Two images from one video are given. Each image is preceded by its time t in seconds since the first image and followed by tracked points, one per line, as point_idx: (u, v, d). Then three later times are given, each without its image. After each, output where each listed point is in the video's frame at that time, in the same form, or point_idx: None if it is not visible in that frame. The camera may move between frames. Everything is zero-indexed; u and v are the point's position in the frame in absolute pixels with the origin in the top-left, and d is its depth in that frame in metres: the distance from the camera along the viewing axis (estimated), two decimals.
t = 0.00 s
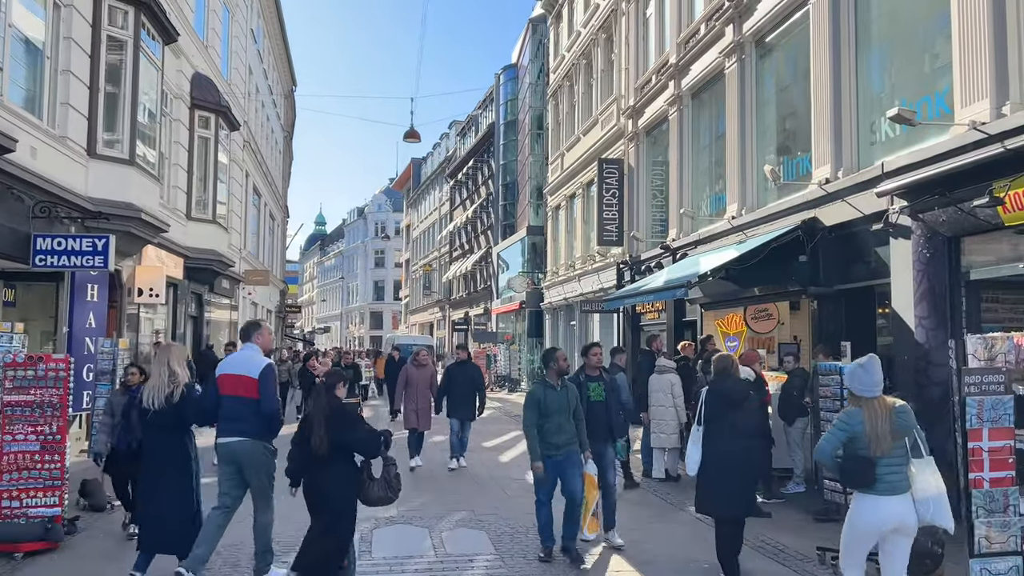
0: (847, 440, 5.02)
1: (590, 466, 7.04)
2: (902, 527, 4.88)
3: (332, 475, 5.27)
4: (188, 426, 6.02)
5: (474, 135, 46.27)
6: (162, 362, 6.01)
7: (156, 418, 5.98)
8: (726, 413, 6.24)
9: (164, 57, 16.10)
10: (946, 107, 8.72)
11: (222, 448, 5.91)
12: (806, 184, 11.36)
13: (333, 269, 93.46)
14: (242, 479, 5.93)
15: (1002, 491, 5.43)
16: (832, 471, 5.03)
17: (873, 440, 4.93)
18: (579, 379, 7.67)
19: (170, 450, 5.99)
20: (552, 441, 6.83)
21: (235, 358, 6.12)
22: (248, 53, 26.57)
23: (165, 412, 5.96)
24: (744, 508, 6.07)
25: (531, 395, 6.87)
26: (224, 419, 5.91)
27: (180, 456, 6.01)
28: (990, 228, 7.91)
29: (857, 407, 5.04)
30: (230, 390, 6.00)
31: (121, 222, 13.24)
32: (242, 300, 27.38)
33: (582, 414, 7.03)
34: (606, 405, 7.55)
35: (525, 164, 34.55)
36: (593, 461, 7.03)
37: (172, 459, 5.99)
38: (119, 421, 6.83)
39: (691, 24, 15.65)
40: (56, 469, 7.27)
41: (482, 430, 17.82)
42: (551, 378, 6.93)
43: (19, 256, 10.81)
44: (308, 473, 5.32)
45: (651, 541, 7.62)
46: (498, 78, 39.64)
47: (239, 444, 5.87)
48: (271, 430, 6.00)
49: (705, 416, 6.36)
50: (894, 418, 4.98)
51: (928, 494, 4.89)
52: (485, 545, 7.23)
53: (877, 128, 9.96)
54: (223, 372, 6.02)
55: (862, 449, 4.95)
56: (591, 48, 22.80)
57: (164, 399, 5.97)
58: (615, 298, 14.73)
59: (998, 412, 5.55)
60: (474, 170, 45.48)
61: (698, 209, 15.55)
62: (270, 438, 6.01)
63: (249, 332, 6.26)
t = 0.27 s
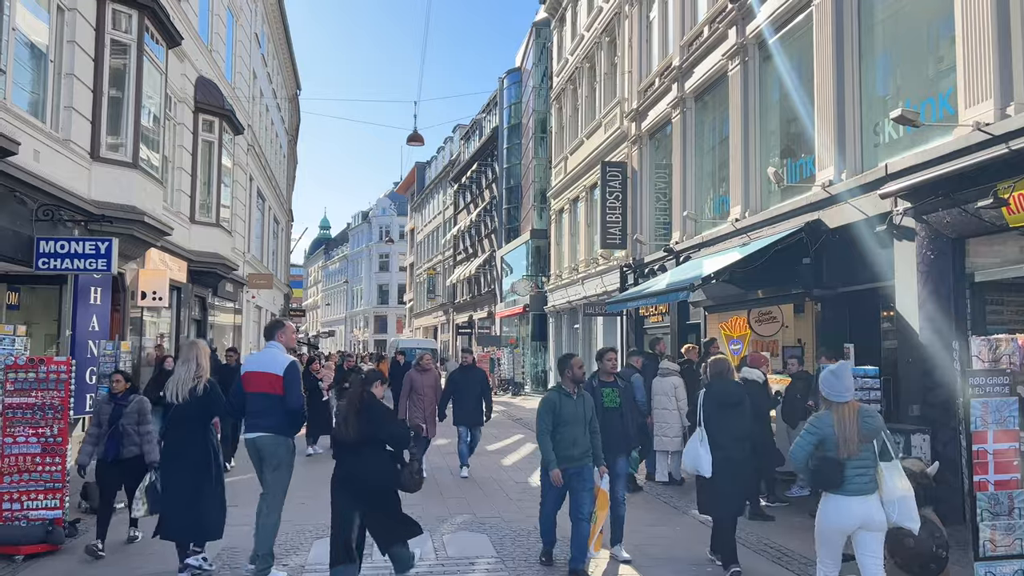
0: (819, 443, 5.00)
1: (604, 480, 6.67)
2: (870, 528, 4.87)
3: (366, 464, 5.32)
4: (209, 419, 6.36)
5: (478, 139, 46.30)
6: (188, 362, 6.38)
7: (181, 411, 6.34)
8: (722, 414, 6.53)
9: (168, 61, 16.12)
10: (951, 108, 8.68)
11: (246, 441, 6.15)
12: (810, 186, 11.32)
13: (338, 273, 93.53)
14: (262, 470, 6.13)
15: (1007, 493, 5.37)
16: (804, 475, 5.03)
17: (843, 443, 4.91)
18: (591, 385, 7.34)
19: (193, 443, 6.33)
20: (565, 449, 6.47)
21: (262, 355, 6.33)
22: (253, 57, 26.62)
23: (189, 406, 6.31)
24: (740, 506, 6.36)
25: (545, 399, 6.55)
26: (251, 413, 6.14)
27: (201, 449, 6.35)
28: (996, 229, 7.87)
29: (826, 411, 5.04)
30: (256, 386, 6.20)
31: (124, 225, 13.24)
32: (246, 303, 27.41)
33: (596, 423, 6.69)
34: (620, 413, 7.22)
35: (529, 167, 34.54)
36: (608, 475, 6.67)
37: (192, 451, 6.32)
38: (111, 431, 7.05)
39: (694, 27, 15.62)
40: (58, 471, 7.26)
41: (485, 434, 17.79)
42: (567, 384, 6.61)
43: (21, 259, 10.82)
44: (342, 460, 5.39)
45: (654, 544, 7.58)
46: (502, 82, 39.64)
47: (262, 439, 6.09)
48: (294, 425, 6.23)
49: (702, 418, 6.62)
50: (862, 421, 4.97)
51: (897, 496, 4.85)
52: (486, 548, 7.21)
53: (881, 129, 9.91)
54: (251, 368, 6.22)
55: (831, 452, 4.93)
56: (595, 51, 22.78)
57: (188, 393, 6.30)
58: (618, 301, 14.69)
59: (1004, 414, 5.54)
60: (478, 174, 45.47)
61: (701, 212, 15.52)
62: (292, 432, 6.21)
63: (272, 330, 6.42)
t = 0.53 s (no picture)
0: (799, 430, 5.49)
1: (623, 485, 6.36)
2: (840, 510, 5.29)
3: (411, 457, 5.92)
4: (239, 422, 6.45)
5: (485, 142, 46.34)
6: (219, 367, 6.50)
7: (211, 414, 6.42)
8: (722, 410, 6.69)
9: (175, 64, 16.19)
10: (959, 107, 8.63)
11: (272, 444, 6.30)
12: (817, 186, 11.27)
13: (345, 276, 93.70)
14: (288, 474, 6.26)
15: (1018, 495, 5.32)
16: (784, 460, 5.53)
17: (817, 429, 5.39)
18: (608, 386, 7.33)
19: (223, 445, 6.42)
20: (588, 452, 6.13)
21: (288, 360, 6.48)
22: (260, 60, 26.71)
23: (220, 408, 6.41)
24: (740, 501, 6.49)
25: (567, 399, 6.24)
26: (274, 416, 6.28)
27: (230, 451, 6.43)
28: (1005, 229, 7.81)
29: (806, 402, 5.54)
30: (280, 391, 6.33)
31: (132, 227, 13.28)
32: (253, 307, 27.48)
33: (619, 425, 6.38)
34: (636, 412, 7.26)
35: (535, 169, 34.53)
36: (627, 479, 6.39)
37: (220, 454, 6.39)
38: (97, 431, 6.68)
39: (701, 28, 15.60)
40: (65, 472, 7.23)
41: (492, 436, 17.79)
42: (590, 384, 6.30)
43: (29, 261, 10.87)
44: (388, 457, 5.97)
45: (661, 545, 7.55)
46: (508, 85, 39.67)
47: (289, 441, 6.22)
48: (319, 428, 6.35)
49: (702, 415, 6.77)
50: (838, 412, 5.42)
51: (866, 482, 5.25)
52: (492, 549, 7.18)
53: (889, 129, 9.87)
54: (274, 373, 6.35)
55: (808, 438, 5.42)
56: (601, 52, 22.77)
57: (220, 397, 6.42)
58: (624, 303, 14.65)
59: (1014, 415, 5.47)
60: (484, 176, 45.50)
61: (708, 213, 15.49)
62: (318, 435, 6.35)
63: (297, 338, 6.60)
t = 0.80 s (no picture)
0: (788, 433, 5.77)
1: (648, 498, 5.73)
2: (827, 509, 5.57)
3: (444, 454, 6.50)
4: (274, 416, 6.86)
5: (493, 144, 46.36)
6: (252, 362, 6.86)
7: (249, 408, 6.85)
8: (720, 411, 6.76)
9: (185, 67, 16.25)
10: (969, 107, 8.59)
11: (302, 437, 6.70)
12: (826, 187, 11.23)
13: (353, 279, 93.92)
14: (319, 465, 6.68)
15: None
16: (777, 464, 5.77)
17: (804, 432, 5.67)
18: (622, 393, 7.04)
19: (263, 438, 6.84)
20: (609, 466, 5.67)
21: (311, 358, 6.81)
22: (269, 63, 26.80)
23: (255, 403, 6.83)
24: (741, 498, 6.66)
25: (583, 412, 5.77)
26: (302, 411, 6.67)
27: (267, 444, 6.86)
28: (1015, 229, 7.77)
29: (794, 406, 5.83)
30: (306, 387, 6.72)
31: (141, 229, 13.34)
32: (262, 309, 27.56)
33: (639, 435, 5.90)
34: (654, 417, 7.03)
35: (543, 171, 34.51)
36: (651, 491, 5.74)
37: (259, 446, 6.83)
38: (87, 440, 6.48)
39: (709, 29, 15.58)
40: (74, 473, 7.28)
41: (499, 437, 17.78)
42: (606, 393, 5.83)
43: (39, 262, 10.92)
44: (423, 452, 6.53)
45: (668, 545, 7.53)
46: (516, 87, 39.68)
47: (314, 436, 6.62)
48: (342, 422, 6.71)
49: (701, 414, 6.82)
50: (824, 414, 5.68)
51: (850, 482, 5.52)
52: (500, 551, 7.16)
53: (898, 129, 9.83)
54: (300, 370, 6.72)
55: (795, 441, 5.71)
56: (609, 54, 22.75)
57: (256, 392, 6.82)
58: (632, 304, 14.63)
59: None
60: (492, 178, 45.52)
61: (716, 214, 15.46)
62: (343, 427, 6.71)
63: (317, 335, 6.92)
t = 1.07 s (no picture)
0: (783, 425, 5.80)
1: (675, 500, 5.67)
2: (822, 498, 5.63)
3: (476, 446, 7.35)
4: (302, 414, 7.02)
5: (502, 144, 46.37)
6: (280, 362, 7.05)
7: (278, 404, 7.03)
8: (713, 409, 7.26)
9: (196, 69, 16.32)
10: (981, 106, 8.54)
11: (328, 435, 6.83)
12: (837, 187, 11.17)
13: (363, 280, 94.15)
14: (345, 462, 6.82)
15: None
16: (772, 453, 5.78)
17: (800, 424, 5.71)
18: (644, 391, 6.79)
19: (294, 433, 7.01)
20: (636, 470, 5.45)
21: (339, 358, 6.98)
22: (279, 65, 26.88)
23: (284, 400, 6.99)
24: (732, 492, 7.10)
25: (608, 412, 5.52)
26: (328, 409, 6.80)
27: (298, 438, 7.03)
28: None
29: (789, 399, 5.87)
30: (333, 386, 6.88)
31: (153, 230, 13.41)
32: (273, 309, 27.67)
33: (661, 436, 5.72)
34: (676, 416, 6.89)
35: (553, 172, 34.50)
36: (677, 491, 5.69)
37: (292, 440, 7.00)
38: (78, 439, 6.18)
39: (718, 28, 15.53)
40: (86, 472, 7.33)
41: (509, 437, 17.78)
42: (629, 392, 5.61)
43: (52, 263, 11.00)
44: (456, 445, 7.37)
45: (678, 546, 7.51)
46: (525, 88, 39.67)
47: (345, 433, 6.76)
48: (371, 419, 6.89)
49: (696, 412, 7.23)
50: (819, 407, 5.75)
51: (844, 470, 5.58)
52: (509, 551, 7.16)
53: (910, 129, 9.77)
54: (327, 370, 6.88)
55: (791, 432, 5.74)
56: (618, 54, 22.72)
57: (284, 388, 7.00)
58: (642, 304, 14.60)
59: None
60: (502, 179, 45.55)
61: (727, 214, 15.41)
62: (369, 426, 6.86)
63: (346, 337, 7.14)
